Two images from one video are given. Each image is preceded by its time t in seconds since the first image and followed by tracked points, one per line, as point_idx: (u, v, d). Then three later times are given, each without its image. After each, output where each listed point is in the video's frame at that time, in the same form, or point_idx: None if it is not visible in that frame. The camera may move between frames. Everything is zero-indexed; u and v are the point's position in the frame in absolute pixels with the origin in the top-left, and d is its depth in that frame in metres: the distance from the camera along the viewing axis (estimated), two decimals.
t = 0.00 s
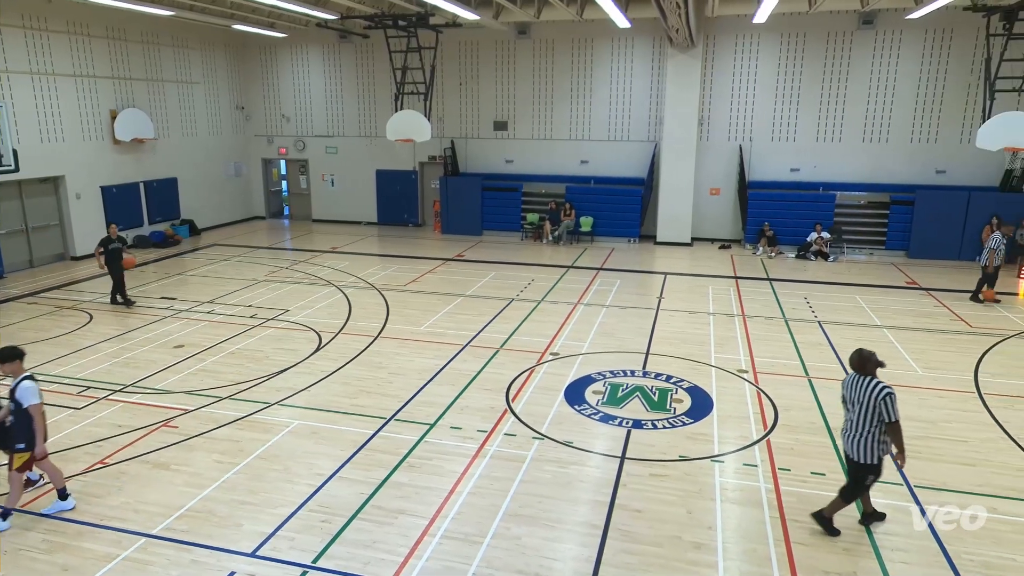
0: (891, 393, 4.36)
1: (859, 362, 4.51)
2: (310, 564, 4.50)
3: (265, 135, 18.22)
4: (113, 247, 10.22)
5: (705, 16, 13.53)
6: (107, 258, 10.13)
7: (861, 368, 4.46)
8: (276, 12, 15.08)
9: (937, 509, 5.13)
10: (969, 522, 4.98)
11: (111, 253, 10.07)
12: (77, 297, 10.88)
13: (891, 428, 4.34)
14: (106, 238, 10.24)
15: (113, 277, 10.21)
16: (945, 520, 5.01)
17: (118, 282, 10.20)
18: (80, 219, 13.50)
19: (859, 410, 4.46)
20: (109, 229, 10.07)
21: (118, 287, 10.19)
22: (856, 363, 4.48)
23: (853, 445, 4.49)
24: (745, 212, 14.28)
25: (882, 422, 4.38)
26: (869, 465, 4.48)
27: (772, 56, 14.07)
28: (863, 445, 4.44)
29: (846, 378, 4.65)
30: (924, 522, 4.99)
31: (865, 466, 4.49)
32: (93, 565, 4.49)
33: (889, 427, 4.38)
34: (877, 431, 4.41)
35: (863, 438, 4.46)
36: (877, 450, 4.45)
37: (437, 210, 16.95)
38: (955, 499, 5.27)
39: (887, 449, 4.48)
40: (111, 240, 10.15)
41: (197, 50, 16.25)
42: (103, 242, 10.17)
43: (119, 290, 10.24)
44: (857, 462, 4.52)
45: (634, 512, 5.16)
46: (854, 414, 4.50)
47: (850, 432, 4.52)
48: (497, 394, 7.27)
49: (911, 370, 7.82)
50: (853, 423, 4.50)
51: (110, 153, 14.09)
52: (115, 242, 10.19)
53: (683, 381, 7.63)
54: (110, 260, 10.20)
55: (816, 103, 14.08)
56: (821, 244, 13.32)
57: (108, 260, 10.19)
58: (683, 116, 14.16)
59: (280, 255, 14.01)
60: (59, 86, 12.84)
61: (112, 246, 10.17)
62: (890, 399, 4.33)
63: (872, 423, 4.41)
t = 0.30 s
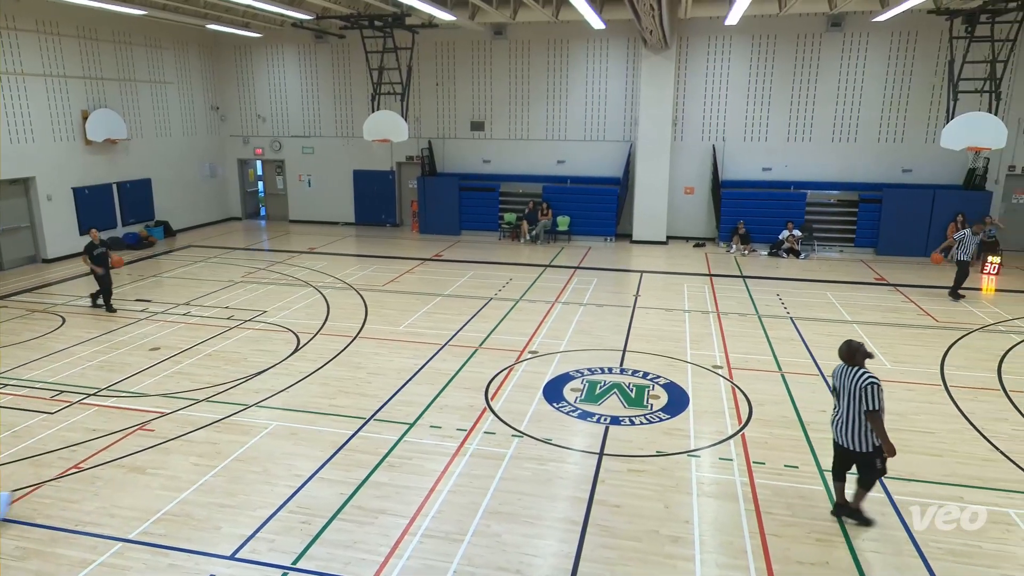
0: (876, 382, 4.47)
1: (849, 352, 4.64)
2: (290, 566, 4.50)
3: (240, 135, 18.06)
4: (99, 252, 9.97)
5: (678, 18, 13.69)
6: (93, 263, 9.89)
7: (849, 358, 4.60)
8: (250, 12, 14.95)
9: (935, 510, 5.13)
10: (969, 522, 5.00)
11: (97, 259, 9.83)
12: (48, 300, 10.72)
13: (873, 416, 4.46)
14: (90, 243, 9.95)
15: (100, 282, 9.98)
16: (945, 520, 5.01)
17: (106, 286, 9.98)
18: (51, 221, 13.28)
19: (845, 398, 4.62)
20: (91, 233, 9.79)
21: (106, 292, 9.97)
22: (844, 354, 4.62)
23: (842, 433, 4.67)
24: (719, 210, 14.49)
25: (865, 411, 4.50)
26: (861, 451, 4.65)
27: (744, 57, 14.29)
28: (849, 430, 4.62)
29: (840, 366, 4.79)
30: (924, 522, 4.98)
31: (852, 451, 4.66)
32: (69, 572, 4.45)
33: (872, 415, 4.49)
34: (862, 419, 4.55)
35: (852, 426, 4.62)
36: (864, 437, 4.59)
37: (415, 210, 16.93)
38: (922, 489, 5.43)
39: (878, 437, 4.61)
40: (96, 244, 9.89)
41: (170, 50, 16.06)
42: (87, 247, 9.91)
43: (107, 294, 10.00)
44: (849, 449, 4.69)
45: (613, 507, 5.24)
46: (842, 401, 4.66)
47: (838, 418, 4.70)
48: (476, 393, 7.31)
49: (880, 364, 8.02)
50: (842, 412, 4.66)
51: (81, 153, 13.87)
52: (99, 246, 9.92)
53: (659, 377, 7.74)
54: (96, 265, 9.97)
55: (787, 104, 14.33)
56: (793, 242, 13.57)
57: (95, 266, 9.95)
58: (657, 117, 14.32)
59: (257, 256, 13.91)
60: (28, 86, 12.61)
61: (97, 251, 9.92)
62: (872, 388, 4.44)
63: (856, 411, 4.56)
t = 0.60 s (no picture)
0: (873, 382, 4.57)
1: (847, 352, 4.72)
2: (270, 570, 4.49)
3: (217, 138, 17.89)
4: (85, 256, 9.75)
5: (653, 22, 13.84)
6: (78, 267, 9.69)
7: (848, 358, 4.67)
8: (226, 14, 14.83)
9: (935, 510, 5.17)
10: (969, 522, 5.02)
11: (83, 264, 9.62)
12: (20, 305, 10.54)
13: (864, 415, 4.60)
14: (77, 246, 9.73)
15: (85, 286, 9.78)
16: (945, 520, 5.04)
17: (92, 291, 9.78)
18: (23, 225, 13.05)
19: (839, 395, 4.72)
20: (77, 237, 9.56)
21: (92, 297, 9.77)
22: (842, 353, 4.70)
23: (837, 429, 4.78)
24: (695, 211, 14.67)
25: (859, 409, 4.63)
26: (853, 448, 4.77)
27: (718, 60, 14.49)
28: (839, 426, 4.76)
29: (835, 363, 4.88)
30: (924, 522, 5.02)
31: (838, 445, 4.82)
32: None
33: (864, 414, 4.63)
34: (853, 416, 4.69)
35: (847, 424, 4.73)
36: (857, 433, 4.71)
37: (394, 213, 16.90)
38: (893, 483, 5.56)
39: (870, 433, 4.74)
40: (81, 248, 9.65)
41: (145, 51, 15.86)
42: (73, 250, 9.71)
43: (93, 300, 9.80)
44: (841, 445, 4.81)
45: (593, 506, 5.30)
46: (833, 398, 4.77)
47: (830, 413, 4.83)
48: (456, 395, 7.35)
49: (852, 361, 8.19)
50: (837, 409, 4.76)
51: (54, 156, 13.65)
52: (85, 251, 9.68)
53: (638, 376, 7.83)
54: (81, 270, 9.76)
55: (761, 106, 14.56)
56: (767, 242, 13.79)
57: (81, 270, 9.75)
58: (634, 120, 14.46)
59: (235, 259, 13.79)
60: None
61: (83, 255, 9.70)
62: (870, 388, 4.54)
63: (848, 408, 4.68)
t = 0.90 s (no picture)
0: (880, 379, 4.77)
1: (850, 350, 4.93)
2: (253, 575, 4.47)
3: (195, 140, 17.71)
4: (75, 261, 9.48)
5: (632, 24, 13.96)
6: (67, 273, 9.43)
7: (852, 355, 4.89)
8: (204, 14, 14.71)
9: (935, 510, 5.19)
10: (969, 522, 5.04)
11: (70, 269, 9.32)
12: None
13: (877, 411, 4.78)
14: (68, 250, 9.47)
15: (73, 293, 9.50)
16: (945, 520, 5.07)
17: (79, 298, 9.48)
18: None
19: (847, 392, 4.90)
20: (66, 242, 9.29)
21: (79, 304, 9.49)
22: (848, 352, 4.90)
23: (843, 426, 4.96)
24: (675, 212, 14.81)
25: (868, 406, 4.82)
26: (858, 443, 4.96)
27: (696, 63, 14.64)
28: (849, 424, 4.93)
29: (836, 361, 5.08)
30: (925, 522, 5.04)
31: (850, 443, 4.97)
32: None
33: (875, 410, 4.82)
34: (864, 413, 4.87)
35: (853, 420, 4.92)
36: (864, 429, 4.91)
37: (375, 214, 16.85)
38: (870, 478, 5.68)
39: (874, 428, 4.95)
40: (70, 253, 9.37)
41: (121, 52, 15.68)
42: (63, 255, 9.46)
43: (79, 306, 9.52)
44: (847, 441, 4.99)
45: (577, 505, 5.35)
46: (842, 397, 4.94)
47: (838, 411, 5.00)
48: (439, 396, 7.36)
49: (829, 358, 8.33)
50: (844, 406, 4.94)
51: (29, 159, 13.44)
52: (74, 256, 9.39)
53: (620, 376, 7.90)
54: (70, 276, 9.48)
55: (738, 108, 14.74)
56: (745, 242, 13.97)
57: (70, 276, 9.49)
58: (614, 121, 14.57)
59: (214, 262, 13.67)
60: None
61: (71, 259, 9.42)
62: (878, 385, 4.73)
63: (859, 406, 4.87)
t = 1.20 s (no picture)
0: (876, 373, 4.91)
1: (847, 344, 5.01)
2: None
3: (175, 141, 17.53)
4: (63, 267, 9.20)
5: (612, 26, 14.05)
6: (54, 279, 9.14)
7: (850, 351, 4.97)
8: (183, 15, 14.56)
9: (935, 510, 5.21)
10: (969, 521, 5.06)
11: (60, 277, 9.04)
12: None
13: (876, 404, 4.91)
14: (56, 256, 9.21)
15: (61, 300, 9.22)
16: (945, 520, 5.08)
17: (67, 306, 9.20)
18: None
19: (845, 386, 5.02)
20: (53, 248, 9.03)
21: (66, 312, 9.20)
22: (845, 347, 4.97)
23: (839, 419, 5.07)
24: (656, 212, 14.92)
25: (867, 399, 4.96)
26: (851, 436, 5.08)
27: (676, 64, 14.77)
28: (848, 417, 5.02)
29: (833, 356, 5.19)
30: (924, 522, 5.06)
31: (848, 437, 5.07)
32: None
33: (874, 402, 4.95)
34: (863, 405, 4.99)
35: (849, 414, 5.03)
36: (858, 423, 5.02)
37: (358, 216, 16.80)
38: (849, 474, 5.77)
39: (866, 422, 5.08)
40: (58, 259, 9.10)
41: (98, 53, 15.47)
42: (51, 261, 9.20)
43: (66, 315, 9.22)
44: (842, 435, 5.10)
45: (561, 504, 5.39)
46: (842, 391, 5.04)
47: (837, 405, 5.09)
48: (423, 397, 7.36)
49: (808, 356, 8.45)
50: (842, 399, 5.05)
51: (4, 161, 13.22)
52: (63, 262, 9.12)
53: (603, 376, 7.95)
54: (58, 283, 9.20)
55: (718, 109, 14.89)
56: (725, 242, 14.12)
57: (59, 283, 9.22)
58: (595, 123, 14.66)
59: (195, 264, 13.54)
60: None
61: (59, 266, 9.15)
62: (876, 378, 4.87)
63: (857, 399, 4.98)
